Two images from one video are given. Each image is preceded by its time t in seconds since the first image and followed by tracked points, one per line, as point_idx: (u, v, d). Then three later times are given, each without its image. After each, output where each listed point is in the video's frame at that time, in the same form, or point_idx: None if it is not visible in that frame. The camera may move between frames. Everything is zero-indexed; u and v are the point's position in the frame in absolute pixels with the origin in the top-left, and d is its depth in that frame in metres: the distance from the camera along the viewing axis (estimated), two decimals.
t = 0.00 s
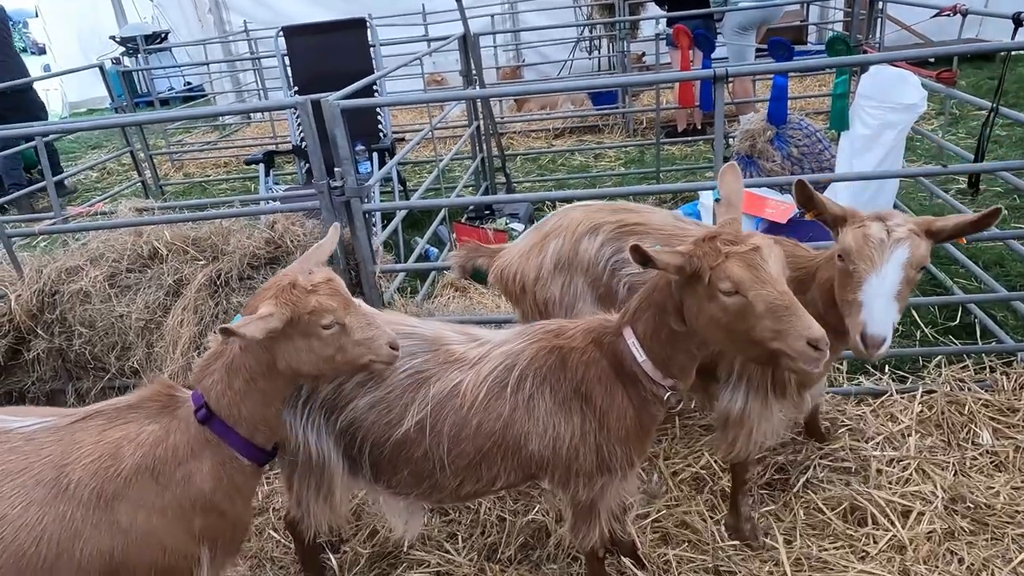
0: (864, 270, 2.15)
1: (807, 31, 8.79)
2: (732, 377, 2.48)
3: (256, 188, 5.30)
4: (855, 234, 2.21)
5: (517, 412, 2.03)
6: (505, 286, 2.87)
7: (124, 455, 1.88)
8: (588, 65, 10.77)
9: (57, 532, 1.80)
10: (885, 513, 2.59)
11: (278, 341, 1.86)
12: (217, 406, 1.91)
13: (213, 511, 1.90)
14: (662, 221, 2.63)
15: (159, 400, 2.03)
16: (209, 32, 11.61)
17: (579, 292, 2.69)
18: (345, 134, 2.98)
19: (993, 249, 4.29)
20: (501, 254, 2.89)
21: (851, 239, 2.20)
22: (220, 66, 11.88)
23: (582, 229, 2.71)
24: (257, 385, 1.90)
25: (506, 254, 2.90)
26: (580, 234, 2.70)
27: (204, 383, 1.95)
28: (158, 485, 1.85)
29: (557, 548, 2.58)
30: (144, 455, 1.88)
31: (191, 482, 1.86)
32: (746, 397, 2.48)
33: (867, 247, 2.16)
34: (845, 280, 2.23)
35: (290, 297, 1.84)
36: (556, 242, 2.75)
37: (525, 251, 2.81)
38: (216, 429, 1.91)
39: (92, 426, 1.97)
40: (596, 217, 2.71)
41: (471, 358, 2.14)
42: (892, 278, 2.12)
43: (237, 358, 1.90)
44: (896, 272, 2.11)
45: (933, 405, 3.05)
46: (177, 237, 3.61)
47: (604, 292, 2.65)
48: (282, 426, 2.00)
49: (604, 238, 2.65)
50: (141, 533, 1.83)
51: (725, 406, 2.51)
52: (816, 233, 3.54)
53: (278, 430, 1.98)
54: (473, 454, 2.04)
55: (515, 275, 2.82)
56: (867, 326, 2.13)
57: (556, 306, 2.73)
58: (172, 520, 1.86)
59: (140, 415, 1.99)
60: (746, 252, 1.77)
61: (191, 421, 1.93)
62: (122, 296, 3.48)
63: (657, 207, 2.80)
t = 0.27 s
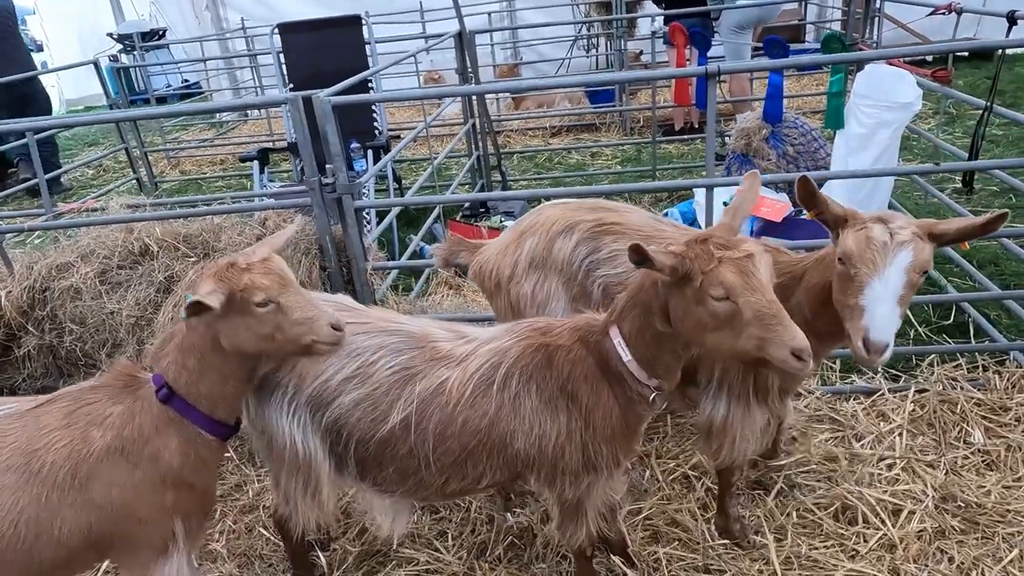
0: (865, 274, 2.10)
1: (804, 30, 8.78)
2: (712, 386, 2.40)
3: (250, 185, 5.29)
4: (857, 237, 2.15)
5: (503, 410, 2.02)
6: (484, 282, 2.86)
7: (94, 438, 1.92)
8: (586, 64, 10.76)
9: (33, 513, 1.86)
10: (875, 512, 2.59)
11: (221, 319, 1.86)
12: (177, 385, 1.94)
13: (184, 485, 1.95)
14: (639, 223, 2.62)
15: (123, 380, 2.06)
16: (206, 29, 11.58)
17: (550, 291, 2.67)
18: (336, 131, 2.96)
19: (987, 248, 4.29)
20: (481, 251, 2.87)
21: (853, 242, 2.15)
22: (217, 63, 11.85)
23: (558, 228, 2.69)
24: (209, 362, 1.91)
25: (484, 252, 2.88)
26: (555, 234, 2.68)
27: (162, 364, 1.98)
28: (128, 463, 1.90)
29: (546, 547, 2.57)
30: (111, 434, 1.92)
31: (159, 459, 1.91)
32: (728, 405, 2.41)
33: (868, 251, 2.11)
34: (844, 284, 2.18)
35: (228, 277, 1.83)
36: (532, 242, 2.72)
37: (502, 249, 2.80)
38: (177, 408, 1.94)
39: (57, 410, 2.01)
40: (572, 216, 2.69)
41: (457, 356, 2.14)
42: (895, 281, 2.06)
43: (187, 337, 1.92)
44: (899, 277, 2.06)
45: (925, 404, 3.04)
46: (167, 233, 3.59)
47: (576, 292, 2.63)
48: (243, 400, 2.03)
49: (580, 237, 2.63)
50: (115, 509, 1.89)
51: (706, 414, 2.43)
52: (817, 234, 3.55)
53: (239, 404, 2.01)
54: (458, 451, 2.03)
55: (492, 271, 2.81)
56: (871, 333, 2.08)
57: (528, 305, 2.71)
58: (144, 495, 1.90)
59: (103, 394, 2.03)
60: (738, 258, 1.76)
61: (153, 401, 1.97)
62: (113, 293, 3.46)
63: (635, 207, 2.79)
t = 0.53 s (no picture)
0: (879, 263, 2.03)
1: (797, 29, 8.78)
2: (691, 386, 2.38)
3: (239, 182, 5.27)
4: (867, 226, 2.08)
5: (477, 408, 2.03)
6: (455, 280, 2.84)
7: (54, 430, 2.03)
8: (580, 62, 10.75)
9: None
10: (857, 511, 2.59)
11: (175, 309, 2.02)
12: (133, 375, 2.07)
13: (143, 470, 2.08)
14: (608, 222, 2.62)
15: (77, 372, 2.17)
16: (199, 27, 11.55)
17: (519, 292, 2.67)
18: (319, 129, 2.94)
19: (974, 247, 4.29)
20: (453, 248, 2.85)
21: (864, 232, 2.07)
22: (210, 61, 11.83)
23: (527, 228, 2.68)
24: (163, 352, 2.07)
25: (456, 249, 2.86)
26: (524, 234, 2.68)
27: (117, 356, 2.11)
28: (88, 452, 2.01)
29: (525, 546, 2.56)
30: (70, 425, 2.03)
31: (118, 447, 2.03)
32: (708, 405, 2.39)
33: (880, 241, 2.04)
34: (852, 275, 2.11)
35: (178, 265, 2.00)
36: (501, 241, 2.72)
37: (472, 248, 2.79)
38: (134, 397, 2.07)
39: (13, 403, 2.11)
40: (542, 216, 2.69)
41: (431, 353, 2.13)
42: (908, 269, 2.01)
43: (140, 329, 2.06)
44: (913, 264, 2.00)
45: (909, 403, 3.04)
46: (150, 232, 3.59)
47: (544, 292, 2.63)
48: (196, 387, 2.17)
49: (549, 238, 2.63)
50: (78, 495, 2.01)
51: (687, 416, 2.42)
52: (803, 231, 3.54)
53: (192, 390, 2.15)
54: (431, 449, 2.03)
55: (462, 270, 2.80)
56: (894, 322, 2.01)
57: (495, 304, 2.71)
58: (106, 481, 2.03)
59: (59, 386, 2.14)
60: (731, 268, 1.74)
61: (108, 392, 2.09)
62: (95, 291, 3.44)
63: (605, 206, 2.78)
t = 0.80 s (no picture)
0: (876, 256, 1.99)
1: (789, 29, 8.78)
2: (662, 382, 2.39)
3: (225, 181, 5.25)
4: (859, 221, 2.04)
5: (449, 407, 2.03)
6: (420, 282, 2.83)
7: (26, 415, 2.09)
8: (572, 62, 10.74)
9: None
10: (834, 510, 2.59)
11: (163, 295, 2.17)
12: (110, 363, 2.18)
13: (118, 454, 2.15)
14: (570, 223, 2.63)
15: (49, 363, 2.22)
16: (190, 25, 11.51)
17: (482, 295, 2.69)
18: (299, 128, 2.93)
19: (959, 247, 4.29)
20: (417, 249, 2.84)
21: (858, 228, 2.02)
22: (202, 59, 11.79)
23: (489, 231, 2.68)
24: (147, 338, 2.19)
25: (419, 251, 2.85)
26: (485, 236, 2.68)
27: (94, 345, 2.20)
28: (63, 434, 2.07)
29: (502, 546, 2.56)
30: (44, 410, 2.10)
31: (94, 429, 2.10)
32: (680, 400, 2.40)
33: (875, 234, 2.00)
34: (847, 269, 2.06)
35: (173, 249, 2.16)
36: (463, 243, 2.71)
37: (435, 249, 2.78)
38: (112, 382, 2.17)
39: None
40: (503, 218, 2.69)
41: (404, 351, 2.13)
42: (903, 259, 1.99)
43: (124, 316, 2.18)
44: (907, 253, 1.99)
45: (890, 403, 3.04)
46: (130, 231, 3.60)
47: (507, 295, 2.65)
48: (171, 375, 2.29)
49: (510, 242, 2.63)
50: (52, 478, 2.06)
51: (660, 413, 2.43)
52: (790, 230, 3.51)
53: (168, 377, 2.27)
54: (404, 448, 2.04)
55: (426, 272, 2.79)
56: (905, 311, 1.96)
57: (460, 306, 2.72)
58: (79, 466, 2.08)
59: (32, 376, 2.20)
60: (703, 268, 1.75)
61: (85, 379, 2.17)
62: (74, 290, 3.43)
63: (567, 205, 2.78)
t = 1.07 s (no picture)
0: (850, 255, 2.00)
1: (780, 29, 8.79)
2: (640, 384, 2.44)
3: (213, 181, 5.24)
4: (833, 220, 2.03)
5: (427, 408, 2.03)
6: (391, 286, 2.85)
7: (35, 393, 2.19)
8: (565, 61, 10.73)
9: None
10: (814, 511, 2.59)
11: (169, 287, 2.33)
12: (114, 345, 2.30)
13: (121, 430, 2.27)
14: (541, 228, 2.66)
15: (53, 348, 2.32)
16: (182, 24, 11.48)
17: (454, 300, 2.73)
18: (281, 130, 2.91)
19: (945, 247, 4.30)
20: (388, 254, 2.88)
21: (833, 227, 2.02)
22: (194, 59, 11.75)
23: (460, 237, 2.71)
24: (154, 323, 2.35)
25: (392, 255, 2.89)
26: (455, 241, 2.72)
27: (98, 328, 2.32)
28: (70, 410, 2.18)
29: (484, 548, 2.56)
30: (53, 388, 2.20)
31: (100, 405, 2.22)
32: (658, 401, 2.45)
33: (849, 233, 2.00)
34: (822, 268, 2.06)
35: (184, 241, 2.35)
36: (434, 249, 2.75)
37: (408, 254, 2.81)
38: (114, 364, 2.28)
39: None
40: (473, 224, 2.72)
41: (383, 352, 2.12)
42: (876, 256, 2.00)
43: (133, 301, 2.32)
44: (880, 249, 2.00)
45: (873, 403, 3.05)
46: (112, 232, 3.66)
47: (480, 299, 2.69)
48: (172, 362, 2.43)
49: (482, 248, 2.66)
50: (59, 453, 2.15)
51: (638, 414, 2.48)
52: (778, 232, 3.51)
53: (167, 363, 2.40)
54: (382, 450, 2.03)
55: (397, 277, 2.82)
56: (880, 309, 1.98)
57: (432, 311, 2.77)
58: (88, 441, 2.19)
59: (37, 359, 2.29)
60: (674, 274, 1.75)
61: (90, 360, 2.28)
62: (56, 291, 3.43)
63: (538, 210, 2.81)
